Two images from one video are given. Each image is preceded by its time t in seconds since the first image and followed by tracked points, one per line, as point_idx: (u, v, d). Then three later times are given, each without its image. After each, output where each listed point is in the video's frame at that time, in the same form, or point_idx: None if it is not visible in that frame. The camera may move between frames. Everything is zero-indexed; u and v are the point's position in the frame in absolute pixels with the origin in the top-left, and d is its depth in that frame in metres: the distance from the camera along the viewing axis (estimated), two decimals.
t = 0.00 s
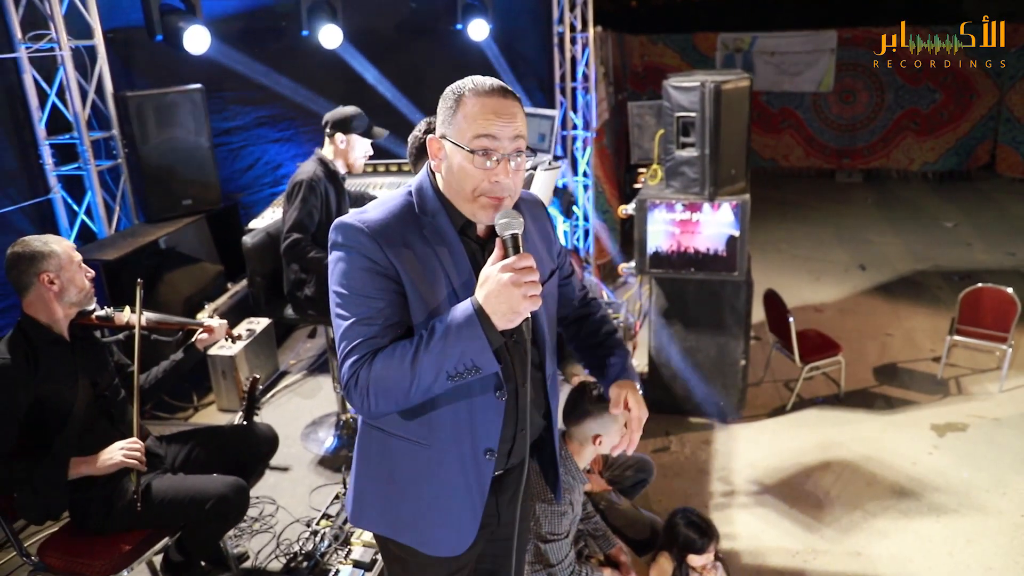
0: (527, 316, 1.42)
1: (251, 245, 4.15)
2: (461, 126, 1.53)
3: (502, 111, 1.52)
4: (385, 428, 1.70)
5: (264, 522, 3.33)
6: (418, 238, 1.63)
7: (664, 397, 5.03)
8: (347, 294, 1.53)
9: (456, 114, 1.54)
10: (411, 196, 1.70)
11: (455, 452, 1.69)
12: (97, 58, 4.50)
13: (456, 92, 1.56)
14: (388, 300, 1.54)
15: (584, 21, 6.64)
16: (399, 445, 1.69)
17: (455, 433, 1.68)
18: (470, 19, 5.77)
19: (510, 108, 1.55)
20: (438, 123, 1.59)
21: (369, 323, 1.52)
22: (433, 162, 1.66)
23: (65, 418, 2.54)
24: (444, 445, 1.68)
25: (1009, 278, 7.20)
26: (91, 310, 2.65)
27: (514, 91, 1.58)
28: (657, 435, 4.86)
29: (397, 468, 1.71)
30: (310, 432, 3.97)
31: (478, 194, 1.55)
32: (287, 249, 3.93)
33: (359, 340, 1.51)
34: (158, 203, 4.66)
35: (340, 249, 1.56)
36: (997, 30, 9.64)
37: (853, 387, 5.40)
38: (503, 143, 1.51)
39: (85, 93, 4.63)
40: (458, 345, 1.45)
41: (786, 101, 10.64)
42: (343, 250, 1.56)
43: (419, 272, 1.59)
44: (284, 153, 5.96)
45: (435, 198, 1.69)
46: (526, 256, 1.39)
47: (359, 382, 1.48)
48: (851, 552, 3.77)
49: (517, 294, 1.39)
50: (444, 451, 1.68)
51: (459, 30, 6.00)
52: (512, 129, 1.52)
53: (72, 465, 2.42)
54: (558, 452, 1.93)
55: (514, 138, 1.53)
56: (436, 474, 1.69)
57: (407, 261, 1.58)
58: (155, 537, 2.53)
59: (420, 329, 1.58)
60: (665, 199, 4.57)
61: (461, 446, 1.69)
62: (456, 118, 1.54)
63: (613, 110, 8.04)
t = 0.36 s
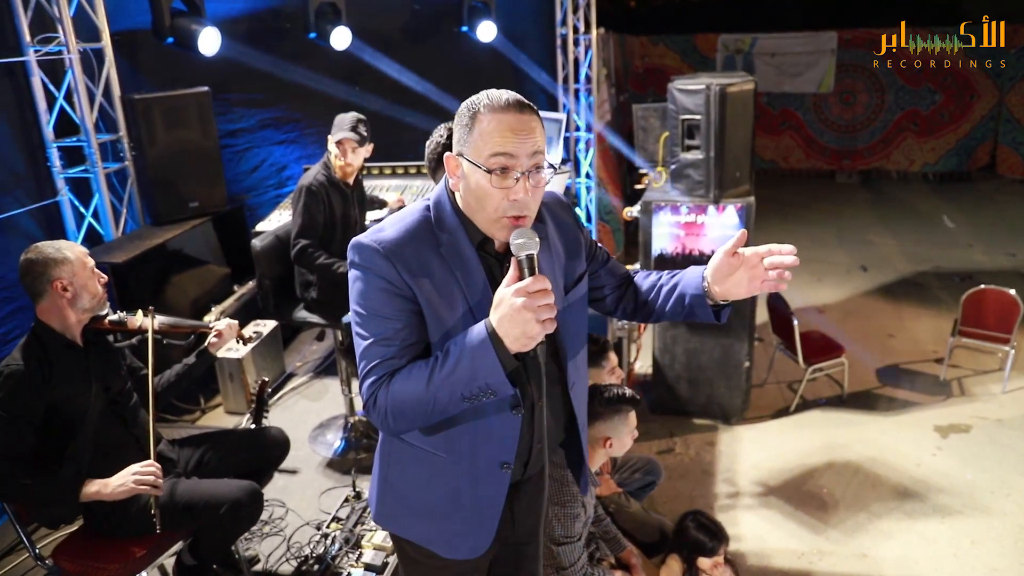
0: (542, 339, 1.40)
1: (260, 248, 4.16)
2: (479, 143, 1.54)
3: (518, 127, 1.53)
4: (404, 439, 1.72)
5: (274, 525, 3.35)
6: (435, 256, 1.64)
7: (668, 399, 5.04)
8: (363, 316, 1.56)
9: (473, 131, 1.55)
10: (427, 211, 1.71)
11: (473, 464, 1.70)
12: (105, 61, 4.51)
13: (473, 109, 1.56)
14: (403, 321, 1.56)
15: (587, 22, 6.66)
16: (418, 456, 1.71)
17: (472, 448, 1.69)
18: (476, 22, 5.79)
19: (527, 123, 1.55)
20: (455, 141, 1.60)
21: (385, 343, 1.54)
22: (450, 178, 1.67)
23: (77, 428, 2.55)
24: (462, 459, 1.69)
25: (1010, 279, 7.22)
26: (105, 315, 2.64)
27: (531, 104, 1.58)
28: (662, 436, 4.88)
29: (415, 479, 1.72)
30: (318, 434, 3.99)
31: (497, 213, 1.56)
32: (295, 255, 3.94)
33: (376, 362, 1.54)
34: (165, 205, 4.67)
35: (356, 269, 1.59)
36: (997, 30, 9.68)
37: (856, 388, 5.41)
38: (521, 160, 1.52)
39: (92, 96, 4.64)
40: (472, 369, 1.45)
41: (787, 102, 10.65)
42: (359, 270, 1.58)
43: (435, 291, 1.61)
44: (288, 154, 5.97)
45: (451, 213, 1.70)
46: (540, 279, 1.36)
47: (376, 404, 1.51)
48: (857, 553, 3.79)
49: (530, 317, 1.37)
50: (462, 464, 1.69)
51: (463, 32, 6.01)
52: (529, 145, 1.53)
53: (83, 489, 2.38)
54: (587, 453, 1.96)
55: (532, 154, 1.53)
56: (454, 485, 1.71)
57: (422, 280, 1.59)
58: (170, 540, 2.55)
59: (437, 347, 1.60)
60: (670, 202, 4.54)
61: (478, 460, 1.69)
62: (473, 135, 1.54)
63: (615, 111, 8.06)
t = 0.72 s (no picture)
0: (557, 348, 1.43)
1: (268, 252, 4.20)
2: (491, 159, 1.56)
3: (530, 141, 1.55)
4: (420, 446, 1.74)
5: (282, 527, 3.38)
6: (450, 269, 1.67)
7: (671, 400, 5.07)
8: (381, 328, 1.59)
9: (486, 147, 1.57)
10: (441, 222, 1.73)
11: (487, 472, 1.73)
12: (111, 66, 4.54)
13: (484, 122, 1.58)
14: (420, 332, 1.59)
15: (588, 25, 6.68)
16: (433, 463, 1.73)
17: (487, 454, 1.71)
18: (477, 23, 5.81)
19: (540, 136, 1.57)
20: (467, 154, 1.62)
21: (401, 354, 1.57)
22: (462, 189, 1.69)
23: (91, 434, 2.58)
24: (477, 465, 1.71)
25: (1009, 279, 7.26)
26: (116, 320, 2.69)
27: (542, 116, 1.60)
28: (665, 437, 4.90)
29: (430, 485, 1.75)
30: (325, 436, 4.01)
31: (509, 227, 1.59)
32: (302, 261, 3.95)
33: (393, 373, 1.56)
34: (170, 210, 4.70)
35: (372, 282, 1.62)
36: (998, 31, 9.71)
37: (858, 389, 5.44)
38: (533, 175, 1.55)
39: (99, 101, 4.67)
40: (487, 379, 1.47)
41: (787, 102, 10.66)
42: (375, 283, 1.61)
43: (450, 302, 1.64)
44: (292, 157, 6.02)
45: (465, 224, 1.72)
46: (552, 290, 1.39)
47: (394, 415, 1.54)
48: (860, 553, 3.81)
49: (545, 328, 1.40)
50: (476, 471, 1.72)
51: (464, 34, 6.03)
52: (541, 160, 1.55)
53: (99, 488, 2.42)
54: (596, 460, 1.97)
55: (543, 169, 1.55)
56: (468, 493, 1.73)
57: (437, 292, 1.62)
58: (181, 543, 2.59)
59: (453, 357, 1.63)
60: (672, 204, 4.59)
61: (493, 466, 1.72)
62: (486, 151, 1.56)
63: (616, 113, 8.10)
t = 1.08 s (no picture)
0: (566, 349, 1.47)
1: (264, 252, 4.20)
2: (500, 161, 1.56)
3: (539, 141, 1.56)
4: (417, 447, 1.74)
5: (280, 526, 3.39)
6: (457, 271, 1.66)
7: (669, 398, 5.07)
8: (388, 331, 1.59)
9: (494, 148, 1.57)
10: (445, 224, 1.73)
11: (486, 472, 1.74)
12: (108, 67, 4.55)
13: (489, 125, 1.59)
14: (429, 336, 1.61)
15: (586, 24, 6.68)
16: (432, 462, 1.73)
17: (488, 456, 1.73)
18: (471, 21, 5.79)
19: (544, 136, 1.59)
20: (472, 156, 1.62)
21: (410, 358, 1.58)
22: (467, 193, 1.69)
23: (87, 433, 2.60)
24: (477, 467, 1.72)
25: (1008, 277, 7.26)
26: (113, 320, 2.70)
27: (545, 117, 1.62)
28: (663, 435, 4.91)
29: (427, 484, 1.75)
30: (323, 435, 4.02)
31: (521, 225, 1.59)
32: (299, 261, 3.98)
33: (402, 376, 1.58)
34: (168, 210, 4.71)
35: (377, 284, 1.61)
36: (997, 29, 9.71)
37: (856, 387, 5.44)
38: (544, 174, 1.56)
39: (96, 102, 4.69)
40: (496, 381, 1.51)
41: (785, 101, 10.68)
42: (380, 285, 1.60)
43: (457, 304, 1.64)
44: (290, 158, 6.04)
45: (470, 226, 1.71)
46: (560, 291, 1.45)
47: (403, 418, 1.56)
48: (857, 551, 3.82)
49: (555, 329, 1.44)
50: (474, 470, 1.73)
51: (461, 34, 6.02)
52: (549, 158, 1.56)
53: (96, 483, 2.43)
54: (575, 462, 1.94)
55: (553, 166, 1.57)
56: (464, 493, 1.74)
57: (445, 294, 1.62)
58: (179, 543, 2.60)
59: (459, 360, 1.64)
60: (670, 203, 4.60)
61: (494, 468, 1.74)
62: (494, 152, 1.57)
63: (614, 112, 8.10)
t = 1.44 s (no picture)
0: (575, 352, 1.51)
1: (260, 251, 4.22)
2: (501, 173, 1.56)
3: (541, 154, 1.56)
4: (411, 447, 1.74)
5: (275, 524, 3.41)
6: (458, 277, 1.64)
7: (665, 397, 5.08)
8: (393, 337, 1.54)
9: (495, 159, 1.56)
10: (444, 228, 1.71)
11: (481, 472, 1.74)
12: (105, 68, 4.57)
13: (491, 135, 1.57)
14: (437, 341, 1.56)
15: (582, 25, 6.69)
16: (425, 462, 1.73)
17: (486, 456, 1.73)
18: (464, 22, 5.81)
19: (546, 149, 1.58)
20: (472, 166, 1.61)
21: (417, 364, 1.54)
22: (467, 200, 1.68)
23: (82, 430, 2.64)
24: (474, 466, 1.73)
25: (1005, 277, 7.28)
26: (108, 318, 2.73)
27: (548, 128, 1.61)
28: (659, 435, 4.92)
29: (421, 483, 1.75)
30: (319, 434, 4.03)
31: (521, 237, 1.59)
32: (295, 262, 3.99)
33: (408, 383, 1.53)
34: (164, 210, 4.72)
35: (381, 289, 1.57)
36: (997, 29, 9.71)
37: (852, 387, 5.46)
38: (545, 186, 1.55)
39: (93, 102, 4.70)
40: (508, 386, 1.50)
41: (782, 102, 10.70)
42: (385, 290, 1.56)
43: (462, 309, 1.62)
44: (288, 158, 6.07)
45: (470, 233, 1.71)
46: (570, 295, 1.47)
47: (411, 425, 1.52)
48: (852, 550, 3.83)
49: (567, 332, 1.47)
50: (470, 471, 1.73)
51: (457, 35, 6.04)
52: (551, 171, 1.56)
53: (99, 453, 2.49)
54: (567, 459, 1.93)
55: (555, 179, 1.57)
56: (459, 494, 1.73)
57: (450, 299, 1.60)
58: (171, 541, 2.61)
59: (465, 366, 1.62)
60: (666, 203, 4.61)
61: (491, 468, 1.74)
62: (495, 164, 1.56)
63: (612, 112, 8.12)
